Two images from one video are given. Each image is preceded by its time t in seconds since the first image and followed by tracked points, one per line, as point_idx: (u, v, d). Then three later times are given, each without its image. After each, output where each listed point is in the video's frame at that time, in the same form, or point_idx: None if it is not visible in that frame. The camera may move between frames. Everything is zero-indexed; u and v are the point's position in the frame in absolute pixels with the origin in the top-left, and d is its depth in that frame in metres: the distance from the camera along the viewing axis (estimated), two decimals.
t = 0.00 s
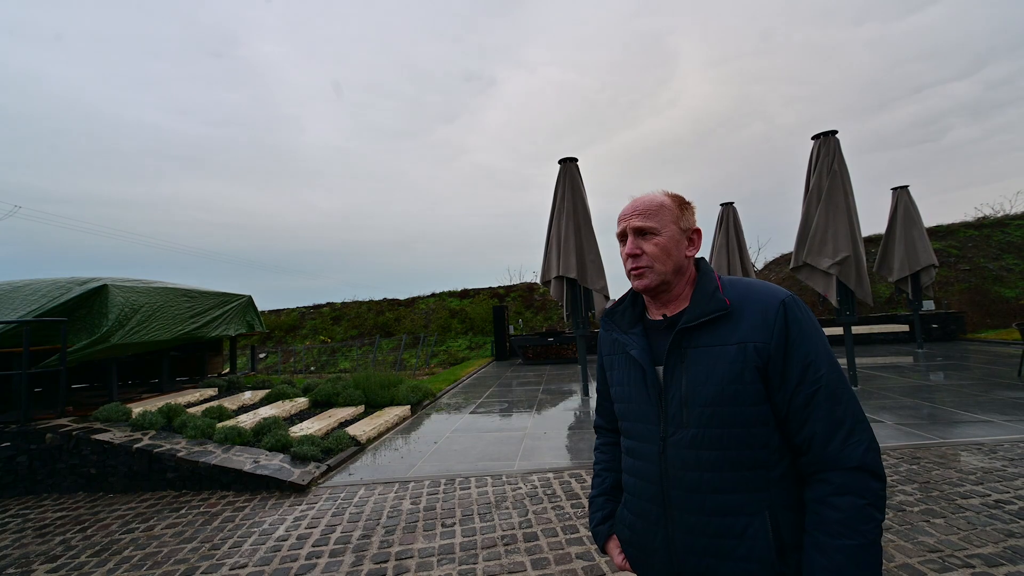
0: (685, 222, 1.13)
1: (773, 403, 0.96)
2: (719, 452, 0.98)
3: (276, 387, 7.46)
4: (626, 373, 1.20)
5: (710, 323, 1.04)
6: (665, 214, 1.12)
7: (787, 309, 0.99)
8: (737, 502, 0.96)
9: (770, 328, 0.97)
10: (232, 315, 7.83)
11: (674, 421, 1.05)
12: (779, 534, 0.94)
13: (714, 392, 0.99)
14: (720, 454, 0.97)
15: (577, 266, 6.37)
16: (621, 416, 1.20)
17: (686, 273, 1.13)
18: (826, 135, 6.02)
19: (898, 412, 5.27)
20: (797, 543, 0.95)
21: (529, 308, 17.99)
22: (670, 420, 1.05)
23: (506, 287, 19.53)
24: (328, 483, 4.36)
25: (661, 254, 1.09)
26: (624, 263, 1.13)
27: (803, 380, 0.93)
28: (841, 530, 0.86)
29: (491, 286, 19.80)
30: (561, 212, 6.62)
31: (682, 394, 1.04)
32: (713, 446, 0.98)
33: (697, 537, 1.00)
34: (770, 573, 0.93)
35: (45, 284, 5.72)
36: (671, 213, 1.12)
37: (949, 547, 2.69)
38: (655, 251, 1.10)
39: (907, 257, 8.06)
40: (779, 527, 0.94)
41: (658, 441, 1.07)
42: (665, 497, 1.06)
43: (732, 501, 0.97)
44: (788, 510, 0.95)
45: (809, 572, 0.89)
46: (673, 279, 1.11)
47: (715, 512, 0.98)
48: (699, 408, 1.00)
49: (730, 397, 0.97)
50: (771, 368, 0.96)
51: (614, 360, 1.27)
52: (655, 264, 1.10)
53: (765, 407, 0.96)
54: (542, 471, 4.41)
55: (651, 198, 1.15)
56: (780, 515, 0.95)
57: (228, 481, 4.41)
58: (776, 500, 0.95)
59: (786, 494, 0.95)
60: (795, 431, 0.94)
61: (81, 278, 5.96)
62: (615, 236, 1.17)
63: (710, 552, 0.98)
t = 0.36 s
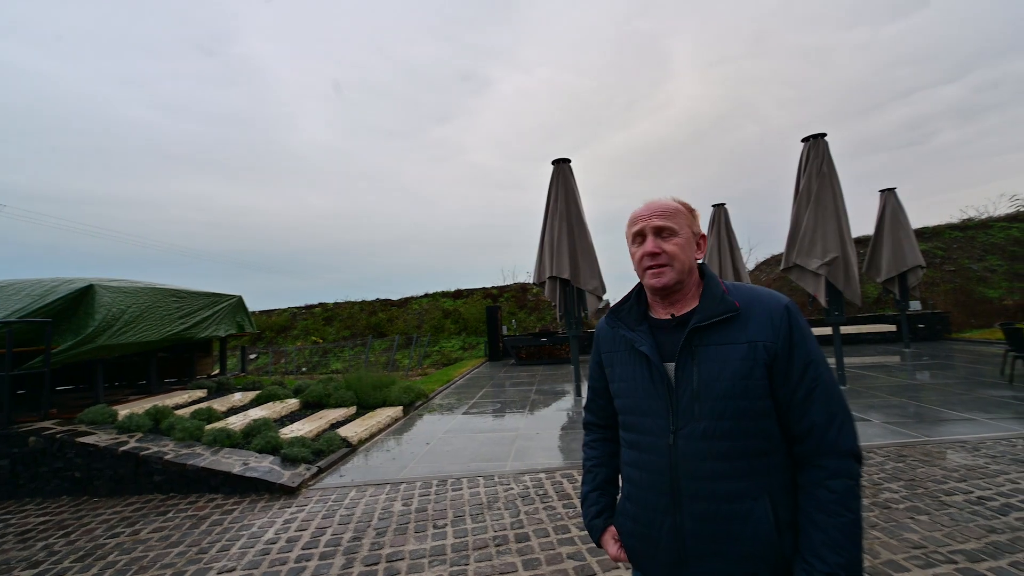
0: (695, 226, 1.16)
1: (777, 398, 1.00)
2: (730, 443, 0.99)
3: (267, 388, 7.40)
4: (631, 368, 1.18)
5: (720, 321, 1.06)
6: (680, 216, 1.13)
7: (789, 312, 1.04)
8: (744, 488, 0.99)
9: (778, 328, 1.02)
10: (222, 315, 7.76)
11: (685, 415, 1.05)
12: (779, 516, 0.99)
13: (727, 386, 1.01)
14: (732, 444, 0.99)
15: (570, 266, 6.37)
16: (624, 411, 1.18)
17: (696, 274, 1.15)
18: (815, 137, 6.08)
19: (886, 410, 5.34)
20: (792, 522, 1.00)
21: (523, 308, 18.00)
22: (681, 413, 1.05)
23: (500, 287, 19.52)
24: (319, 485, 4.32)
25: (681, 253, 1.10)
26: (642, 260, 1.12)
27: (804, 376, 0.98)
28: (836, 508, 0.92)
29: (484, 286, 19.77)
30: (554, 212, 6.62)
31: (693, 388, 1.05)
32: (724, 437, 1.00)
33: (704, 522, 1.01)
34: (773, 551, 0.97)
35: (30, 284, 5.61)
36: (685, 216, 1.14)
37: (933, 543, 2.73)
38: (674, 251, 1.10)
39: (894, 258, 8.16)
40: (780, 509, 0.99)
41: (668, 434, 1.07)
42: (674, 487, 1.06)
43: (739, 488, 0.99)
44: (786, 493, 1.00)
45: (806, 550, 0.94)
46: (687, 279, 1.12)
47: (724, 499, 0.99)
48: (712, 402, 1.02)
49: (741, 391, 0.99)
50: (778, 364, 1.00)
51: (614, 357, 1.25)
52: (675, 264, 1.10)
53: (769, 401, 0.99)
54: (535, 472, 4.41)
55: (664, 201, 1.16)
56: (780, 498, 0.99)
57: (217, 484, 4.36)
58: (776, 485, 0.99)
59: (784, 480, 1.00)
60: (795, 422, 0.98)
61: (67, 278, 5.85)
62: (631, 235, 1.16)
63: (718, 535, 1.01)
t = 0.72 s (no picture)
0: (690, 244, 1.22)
1: (757, 386, 1.04)
2: (719, 429, 1.02)
3: (248, 390, 7.27)
4: (622, 363, 1.18)
5: (709, 320, 1.08)
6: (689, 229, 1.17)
7: (764, 313, 1.08)
8: (730, 468, 1.02)
9: (758, 328, 1.05)
10: (203, 316, 7.61)
11: (678, 405, 1.06)
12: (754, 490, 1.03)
13: (716, 377, 1.03)
14: (721, 431, 1.02)
15: (556, 267, 6.39)
16: (615, 404, 1.18)
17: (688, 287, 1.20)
18: (796, 141, 6.20)
19: (862, 408, 5.48)
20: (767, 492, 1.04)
21: (509, 308, 18.00)
22: (673, 404, 1.06)
23: (486, 288, 19.49)
24: (301, 489, 4.25)
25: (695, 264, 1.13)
26: (664, 263, 1.11)
27: (781, 366, 1.02)
28: (803, 475, 0.97)
29: (470, 287, 19.74)
30: (540, 214, 6.64)
31: (685, 380, 1.06)
32: (714, 424, 1.02)
33: (694, 500, 1.03)
34: (752, 523, 1.01)
35: None
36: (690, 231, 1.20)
37: (905, 536, 2.80)
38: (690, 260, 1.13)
39: (870, 260, 8.36)
40: (758, 484, 1.03)
41: (661, 423, 1.08)
42: (667, 473, 1.07)
43: (722, 468, 1.02)
44: (761, 469, 1.05)
45: (779, 513, 0.98)
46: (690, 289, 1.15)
47: (713, 481, 1.02)
48: (703, 395, 1.03)
49: (730, 383, 1.02)
50: (759, 357, 1.03)
51: (605, 352, 1.24)
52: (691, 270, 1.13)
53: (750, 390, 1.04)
54: (520, 472, 4.41)
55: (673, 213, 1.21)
56: (757, 474, 1.04)
57: (195, 489, 4.26)
58: (751, 462, 1.04)
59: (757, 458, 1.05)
60: (769, 408, 1.03)
61: (39, 278, 5.68)
62: (650, 236, 1.14)
63: (705, 511, 1.03)
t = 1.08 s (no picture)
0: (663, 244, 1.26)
1: (724, 374, 1.16)
2: (699, 413, 1.10)
3: (232, 392, 7.16)
4: (605, 355, 1.17)
5: (687, 315, 1.16)
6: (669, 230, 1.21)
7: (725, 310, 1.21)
8: (707, 449, 1.11)
9: (726, 322, 1.17)
10: (185, 317, 7.48)
11: (663, 394, 1.11)
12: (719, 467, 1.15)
13: (696, 366, 1.11)
14: (701, 415, 1.10)
15: (543, 268, 6.40)
16: (597, 397, 1.16)
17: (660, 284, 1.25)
18: (780, 144, 6.29)
19: (843, 406, 5.59)
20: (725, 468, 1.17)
21: (498, 309, 17.98)
22: (660, 393, 1.11)
23: (474, 288, 19.45)
24: (286, 491, 4.21)
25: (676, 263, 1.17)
26: (654, 259, 1.12)
27: (743, 355, 1.16)
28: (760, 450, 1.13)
29: (459, 287, 19.67)
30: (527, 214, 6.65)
31: (669, 369, 1.12)
32: (695, 409, 1.10)
33: (678, 484, 1.09)
34: (723, 498, 1.12)
35: None
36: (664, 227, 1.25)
37: (882, 531, 2.87)
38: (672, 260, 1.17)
39: (852, 262, 8.53)
40: (725, 463, 1.14)
41: (648, 412, 1.10)
42: (654, 460, 1.10)
43: (702, 450, 1.10)
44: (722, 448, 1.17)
45: (744, 486, 1.11)
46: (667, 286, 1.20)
47: (694, 463, 1.09)
48: (688, 382, 1.10)
49: (708, 370, 1.12)
50: (727, 349, 1.16)
51: (583, 346, 1.21)
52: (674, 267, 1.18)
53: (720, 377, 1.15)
54: (507, 472, 4.42)
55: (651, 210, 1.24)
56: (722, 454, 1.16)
57: (177, 492, 4.19)
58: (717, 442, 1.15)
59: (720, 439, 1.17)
60: (732, 393, 1.16)
61: (15, 277, 5.53)
62: (643, 233, 1.15)
63: (686, 492, 1.10)
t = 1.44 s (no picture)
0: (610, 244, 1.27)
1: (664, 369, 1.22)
2: (645, 407, 1.14)
3: (230, 388, 7.16)
4: (558, 353, 1.16)
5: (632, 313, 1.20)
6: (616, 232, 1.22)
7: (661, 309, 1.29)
8: (652, 441, 1.15)
9: (664, 320, 1.24)
10: (182, 313, 7.46)
11: (614, 389, 1.12)
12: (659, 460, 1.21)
13: (642, 362, 1.16)
14: (647, 408, 1.15)
15: (540, 264, 6.39)
16: (550, 395, 1.14)
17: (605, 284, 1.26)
18: (778, 140, 6.26)
19: (840, 404, 5.60)
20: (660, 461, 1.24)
21: (496, 306, 17.96)
22: (612, 388, 1.12)
23: (472, 285, 19.43)
24: (284, 487, 4.20)
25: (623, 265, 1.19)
26: (604, 261, 1.13)
27: (678, 351, 1.25)
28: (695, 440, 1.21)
29: (457, 285, 19.64)
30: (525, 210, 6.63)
31: (619, 364, 1.15)
32: (642, 403, 1.14)
33: (627, 478, 1.11)
34: (665, 489, 1.17)
35: None
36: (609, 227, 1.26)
37: (877, 527, 2.88)
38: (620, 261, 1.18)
39: (850, 259, 8.54)
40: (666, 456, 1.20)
41: (600, 408, 1.11)
42: (606, 456, 1.10)
43: (649, 444, 1.14)
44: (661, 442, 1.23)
45: (683, 476, 1.19)
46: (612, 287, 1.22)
47: (642, 457, 1.13)
48: (636, 377, 1.14)
49: (653, 364, 1.17)
50: (667, 345, 1.22)
51: (535, 344, 1.18)
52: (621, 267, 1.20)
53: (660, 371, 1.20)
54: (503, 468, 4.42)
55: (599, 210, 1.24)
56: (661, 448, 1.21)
57: (176, 487, 4.18)
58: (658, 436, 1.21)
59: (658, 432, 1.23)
60: (671, 387, 1.22)
61: (11, 273, 5.50)
62: (594, 233, 1.15)
63: (635, 487, 1.12)
